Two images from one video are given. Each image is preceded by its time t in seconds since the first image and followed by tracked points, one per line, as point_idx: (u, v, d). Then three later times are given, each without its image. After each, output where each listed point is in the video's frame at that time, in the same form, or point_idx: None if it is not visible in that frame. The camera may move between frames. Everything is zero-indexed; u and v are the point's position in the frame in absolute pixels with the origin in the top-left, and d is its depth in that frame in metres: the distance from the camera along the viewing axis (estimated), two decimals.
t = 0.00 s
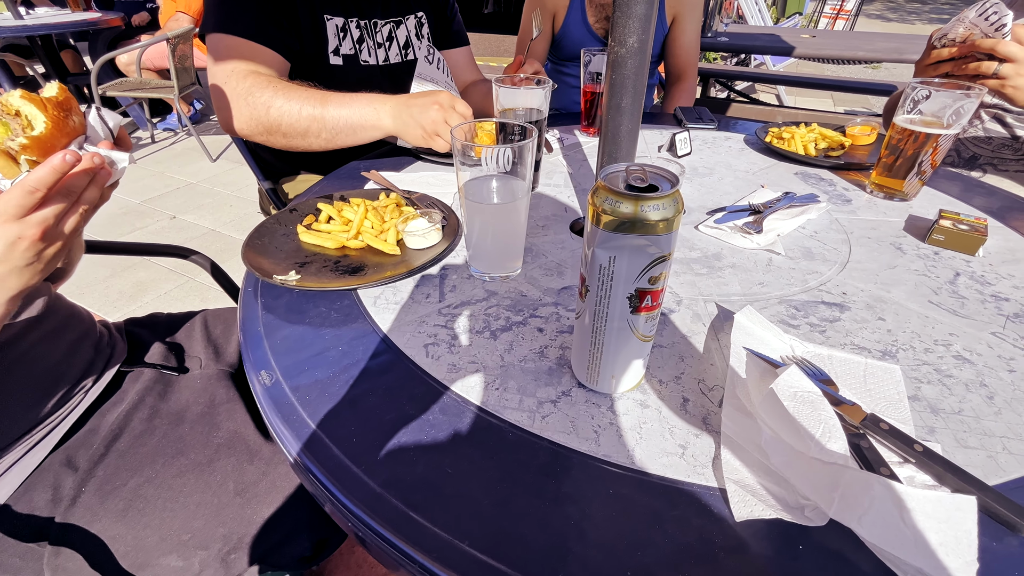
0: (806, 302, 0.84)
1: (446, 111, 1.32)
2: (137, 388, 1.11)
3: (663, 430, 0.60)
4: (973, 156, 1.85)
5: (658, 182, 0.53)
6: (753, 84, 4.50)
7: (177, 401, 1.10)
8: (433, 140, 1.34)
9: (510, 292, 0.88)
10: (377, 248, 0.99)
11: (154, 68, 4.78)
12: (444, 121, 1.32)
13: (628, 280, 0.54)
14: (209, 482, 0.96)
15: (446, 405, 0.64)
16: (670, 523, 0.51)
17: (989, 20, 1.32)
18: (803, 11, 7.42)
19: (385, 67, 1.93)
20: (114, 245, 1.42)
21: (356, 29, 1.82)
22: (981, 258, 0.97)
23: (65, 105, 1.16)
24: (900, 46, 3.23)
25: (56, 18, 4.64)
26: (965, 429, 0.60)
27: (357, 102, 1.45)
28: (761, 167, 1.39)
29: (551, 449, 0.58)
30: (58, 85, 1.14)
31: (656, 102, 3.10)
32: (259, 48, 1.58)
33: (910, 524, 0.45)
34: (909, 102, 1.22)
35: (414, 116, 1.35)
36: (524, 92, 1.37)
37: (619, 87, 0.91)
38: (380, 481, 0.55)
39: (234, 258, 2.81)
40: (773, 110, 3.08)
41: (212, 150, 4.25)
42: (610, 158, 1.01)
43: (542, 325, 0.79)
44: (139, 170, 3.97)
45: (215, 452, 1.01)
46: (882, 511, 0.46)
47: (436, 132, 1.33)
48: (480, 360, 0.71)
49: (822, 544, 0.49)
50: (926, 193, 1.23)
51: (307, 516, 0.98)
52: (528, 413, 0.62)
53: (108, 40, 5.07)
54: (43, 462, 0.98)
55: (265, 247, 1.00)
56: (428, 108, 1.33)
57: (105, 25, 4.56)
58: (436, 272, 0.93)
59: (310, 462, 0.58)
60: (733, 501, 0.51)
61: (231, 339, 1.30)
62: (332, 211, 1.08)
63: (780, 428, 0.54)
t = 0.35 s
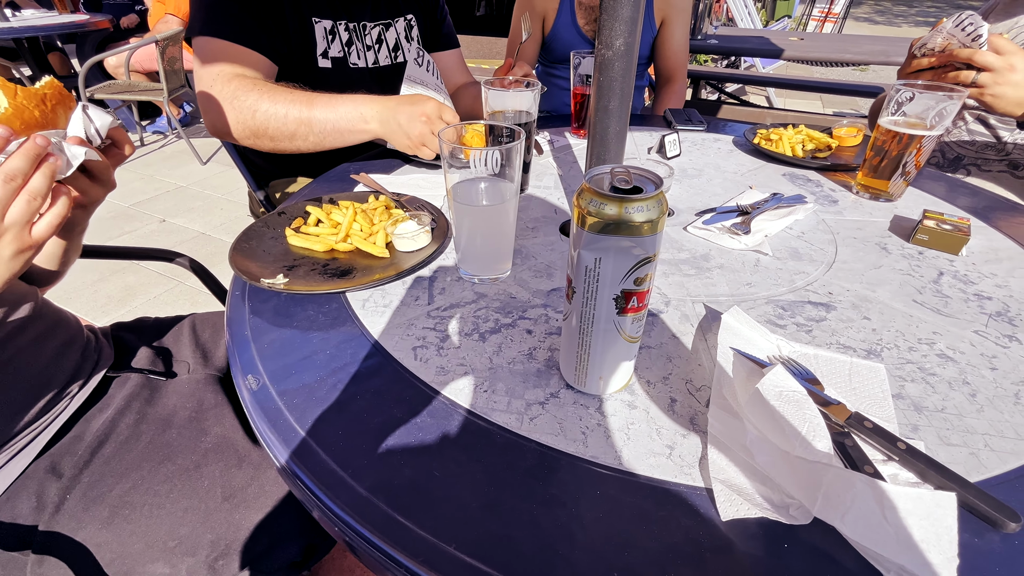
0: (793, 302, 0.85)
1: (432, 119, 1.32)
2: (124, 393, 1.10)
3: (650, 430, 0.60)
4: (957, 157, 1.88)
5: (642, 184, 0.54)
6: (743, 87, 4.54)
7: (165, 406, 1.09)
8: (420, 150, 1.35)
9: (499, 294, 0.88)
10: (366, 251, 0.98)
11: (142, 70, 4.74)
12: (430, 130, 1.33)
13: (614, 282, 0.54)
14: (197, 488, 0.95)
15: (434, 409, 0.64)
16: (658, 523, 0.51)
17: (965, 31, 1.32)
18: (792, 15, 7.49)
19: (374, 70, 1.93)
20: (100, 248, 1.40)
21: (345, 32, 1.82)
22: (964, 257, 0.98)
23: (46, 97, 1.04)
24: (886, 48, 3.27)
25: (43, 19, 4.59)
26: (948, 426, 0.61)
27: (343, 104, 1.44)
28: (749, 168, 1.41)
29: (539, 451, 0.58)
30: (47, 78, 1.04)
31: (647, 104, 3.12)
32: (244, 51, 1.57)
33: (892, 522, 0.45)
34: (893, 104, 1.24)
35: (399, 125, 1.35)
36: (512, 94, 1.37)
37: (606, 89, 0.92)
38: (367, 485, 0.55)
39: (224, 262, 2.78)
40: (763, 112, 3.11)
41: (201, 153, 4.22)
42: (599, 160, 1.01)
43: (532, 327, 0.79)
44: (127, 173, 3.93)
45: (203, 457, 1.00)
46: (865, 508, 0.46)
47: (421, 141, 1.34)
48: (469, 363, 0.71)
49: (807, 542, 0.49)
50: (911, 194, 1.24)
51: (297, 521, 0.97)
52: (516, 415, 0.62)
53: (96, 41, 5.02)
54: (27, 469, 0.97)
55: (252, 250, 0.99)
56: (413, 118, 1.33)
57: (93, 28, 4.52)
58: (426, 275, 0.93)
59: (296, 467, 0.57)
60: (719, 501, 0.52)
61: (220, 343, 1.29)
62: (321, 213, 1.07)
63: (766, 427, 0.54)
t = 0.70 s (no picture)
0: (784, 301, 0.86)
1: (418, 131, 1.29)
2: (114, 399, 1.09)
3: (643, 430, 0.61)
4: (945, 157, 1.90)
5: (633, 184, 0.54)
6: (735, 88, 4.57)
7: (155, 412, 1.07)
8: (409, 160, 1.35)
9: (492, 295, 0.88)
10: (358, 253, 0.98)
11: (132, 72, 4.70)
12: (417, 143, 1.31)
13: (605, 282, 0.54)
14: (189, 493, 0.95)
15: (427, 411, 0.64)
16: (650, 522, 0.51)
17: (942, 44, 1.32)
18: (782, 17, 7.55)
19: (366, 72, 1.93)
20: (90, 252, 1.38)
21: (336, 34, 1.81)
22: (951, 255, 0.99)
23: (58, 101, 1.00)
24: (875, 50, 3.31)
25: (30, 21, 4.53)
26: (936, 423, 0.61)
27: (332, 110, 1.43)
28: (740, 168, 1.42)
29: (532, 452, 0.58)
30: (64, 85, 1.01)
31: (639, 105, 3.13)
32: (234, 55, 1.56)
33: (881, 518, 0.46)
34: (881, 105, 1.25)
35: (387, 139, 1.34)
36: (504, 96, 1.37)
37: (597, 91, 0.92)
38: (360, 487, 0.55)
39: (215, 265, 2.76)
40: (754, 113, 3.13)
41: (192, 155, 4.19)
42: (590, 161, 1.02)
43: (524, 328, 0.79)
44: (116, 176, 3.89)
45: (195, 462, 0.99)
46: (855, 505, 0.47)
47: (409, 153, 1.33)
48: (461, 364, 0.71)
49: (798, 540, 0.50)
50: (899, 194, 1.26)
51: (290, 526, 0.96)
52: (509, 416, 0.62)
53: (84, 43, 4.97)
54: (16, 476, 0.96)
55: (243, 253, 0.98)
56: (399, 132, 1.31)
57: (81, 29, 4.47)
58: (418, 277, 0.93)
59: (288, 471, 0.57)
60: (711, 499, 0.52)
61: (211, 347, 1.28)
62: (313, 216, 1.07)
63: (757, 426, 0.54)
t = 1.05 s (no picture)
0: (775, 300, 0.86)
1: (407, 133, 1.30)
2: (104, 403, 1.08)
3: (635, 430, 0.61)
4: (931, 156, 1.92)
5: (623, 185, 0.54)
6: (726, 89, 4.59)
7: (146, 416, 1.06)
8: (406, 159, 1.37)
9: (484, 296, 0.88)
10: (350, 255, 0.98)
11: (122, 73, 4.66)
12: (409, 143, 1.33)
13: (596, 283, 0.54)
14: (181, 499, 0.94)
15: (420, 413, 0.63)
16: (643, 522, 0.51)
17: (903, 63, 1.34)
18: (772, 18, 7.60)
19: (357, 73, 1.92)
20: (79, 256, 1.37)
21: (327, 35, 1.80)
22: (939, 254, 1.00)
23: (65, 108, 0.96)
24: (864, 51, 3.34)
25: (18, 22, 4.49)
26: (925, 420, 0.62)
27: (320, 110, 1.43)
28: (731, 168, 1.43)
29: (524, 453, 0.58)
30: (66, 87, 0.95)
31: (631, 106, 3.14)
32: (218, 58, 1.54)
33: (870, 516, 0.46)
34: (869, 105, 1.27)
35: (378, 142, 1.36)
36: (496, 97, 1.37)
37: (588, 91, 0.92)
38: (351, 490, 0.55)
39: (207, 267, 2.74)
40: (746, 113, 3.15)
41: (183, 157, 4.16)
42: (582, 162, 1.02)
43: (517, 329, 0.79)
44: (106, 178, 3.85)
45: (187, 467, 0.98)
46: (844, 503, 0.47)
47: (404, 154, 1.35)
48: (454, 366, 0.71)
49: (790, 538, 0.50)
50: (887, 193, 1.27)
51: (283, 530, 0.96)
52: (501, 417, 0.62)
53: (73, 45, 4.92)
54: (4, 483, 0.95)
55: (234, 255, 0.98)
56: (387, 135, 1.32)
57: (70, 30, 4.43)
58: (411, 278, 0.93)
59: (279, 474, 0.57)
60: (703, 498, 0.52)
61: (203, 350, 1.27)
62: (304, 218, 1.06)
63: (748, 425, 0.55)
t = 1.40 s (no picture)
0: (767, 298, 0.87)
1: (402, 41, 1.36)
2: (95, 408, 1.07)
3: (628, 429, 0.61)
4: (920, 156, 1.94)
5: (614, 184, 0.54)
6: (719, 89, 4.61)
7: (138, 420, 1.05)
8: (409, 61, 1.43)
9: (478, 297, 0.88)
10: (342, 256, 0.97)
11: (113, 74, 4.62)
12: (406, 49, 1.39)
13: (588, 282, 0.54)
14: (173, 503, 0.93)
15: (412, 414, 0.63)
16: (637, 521, 0.51)
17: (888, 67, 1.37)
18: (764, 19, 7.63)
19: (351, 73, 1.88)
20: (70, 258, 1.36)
21: (321, 33, 1.76)
22: (929, 252, 1.01)
23: (65, 114, 1.09)
24: (854, 51, 3.36)
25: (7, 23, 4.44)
26: (915, 417, 0.62)
27: (308, 58, 1.43)
28: (724, 168, 1.43)
29: (517, 453, 0.58)
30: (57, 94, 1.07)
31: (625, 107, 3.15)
32: (199, 49, 1.52)
33: (860, 512, 0.47)
34: (859, 105, 1.27)
35: (377, 64, 1.40)
36: (489, 96, 1.37)
37: (581, 91, 0.93)
38: (344, 492, 0.54)
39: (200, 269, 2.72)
40: (738, 113, 3.16)
41: (175, 158, 4.12)
42: (574, 161, 1.02)
43: (510, 329, 0.79)
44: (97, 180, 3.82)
45: (179, 471, 0.97)
46: (834, 499, 0.47)
47: (403, 58, 1.41)
48: (447, 366, 0.70)
49: (783, 535, 0.50)
50: (878, 192, 1.28)
51: (277, 534, 0.95)
52: (494, 418, 0.62)
53: (63, 45, 4.87)
54: None
55: (225, 257, 0.97)
56: (385, 53, 1.37)
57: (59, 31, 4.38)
58: (404, 279, 0.93)
59: (271, 477, 0.56)
60: (695, 497, 0.52)
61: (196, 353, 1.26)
62: (296, 218, 1.06)
63: (739, 422, 0.55)
